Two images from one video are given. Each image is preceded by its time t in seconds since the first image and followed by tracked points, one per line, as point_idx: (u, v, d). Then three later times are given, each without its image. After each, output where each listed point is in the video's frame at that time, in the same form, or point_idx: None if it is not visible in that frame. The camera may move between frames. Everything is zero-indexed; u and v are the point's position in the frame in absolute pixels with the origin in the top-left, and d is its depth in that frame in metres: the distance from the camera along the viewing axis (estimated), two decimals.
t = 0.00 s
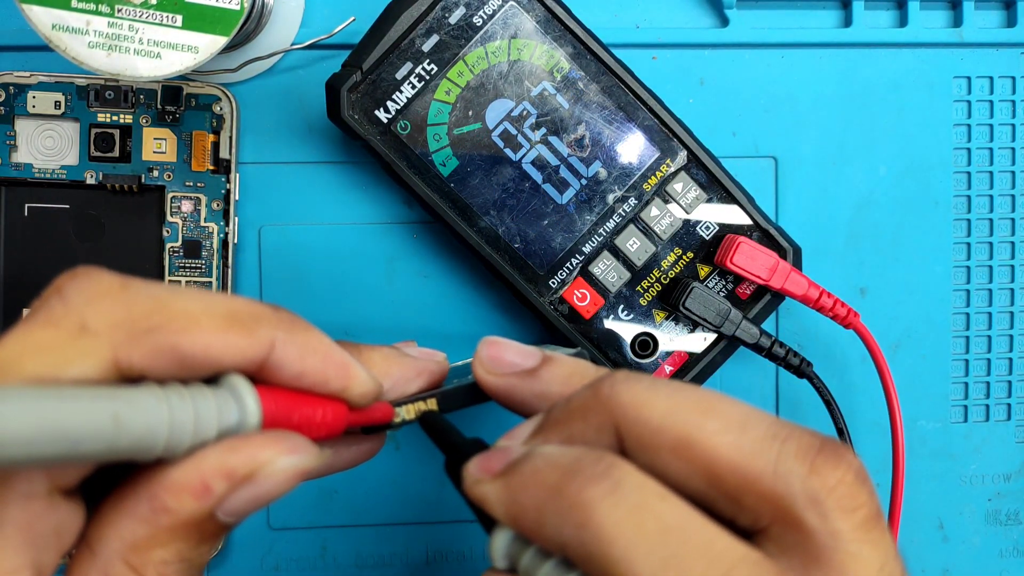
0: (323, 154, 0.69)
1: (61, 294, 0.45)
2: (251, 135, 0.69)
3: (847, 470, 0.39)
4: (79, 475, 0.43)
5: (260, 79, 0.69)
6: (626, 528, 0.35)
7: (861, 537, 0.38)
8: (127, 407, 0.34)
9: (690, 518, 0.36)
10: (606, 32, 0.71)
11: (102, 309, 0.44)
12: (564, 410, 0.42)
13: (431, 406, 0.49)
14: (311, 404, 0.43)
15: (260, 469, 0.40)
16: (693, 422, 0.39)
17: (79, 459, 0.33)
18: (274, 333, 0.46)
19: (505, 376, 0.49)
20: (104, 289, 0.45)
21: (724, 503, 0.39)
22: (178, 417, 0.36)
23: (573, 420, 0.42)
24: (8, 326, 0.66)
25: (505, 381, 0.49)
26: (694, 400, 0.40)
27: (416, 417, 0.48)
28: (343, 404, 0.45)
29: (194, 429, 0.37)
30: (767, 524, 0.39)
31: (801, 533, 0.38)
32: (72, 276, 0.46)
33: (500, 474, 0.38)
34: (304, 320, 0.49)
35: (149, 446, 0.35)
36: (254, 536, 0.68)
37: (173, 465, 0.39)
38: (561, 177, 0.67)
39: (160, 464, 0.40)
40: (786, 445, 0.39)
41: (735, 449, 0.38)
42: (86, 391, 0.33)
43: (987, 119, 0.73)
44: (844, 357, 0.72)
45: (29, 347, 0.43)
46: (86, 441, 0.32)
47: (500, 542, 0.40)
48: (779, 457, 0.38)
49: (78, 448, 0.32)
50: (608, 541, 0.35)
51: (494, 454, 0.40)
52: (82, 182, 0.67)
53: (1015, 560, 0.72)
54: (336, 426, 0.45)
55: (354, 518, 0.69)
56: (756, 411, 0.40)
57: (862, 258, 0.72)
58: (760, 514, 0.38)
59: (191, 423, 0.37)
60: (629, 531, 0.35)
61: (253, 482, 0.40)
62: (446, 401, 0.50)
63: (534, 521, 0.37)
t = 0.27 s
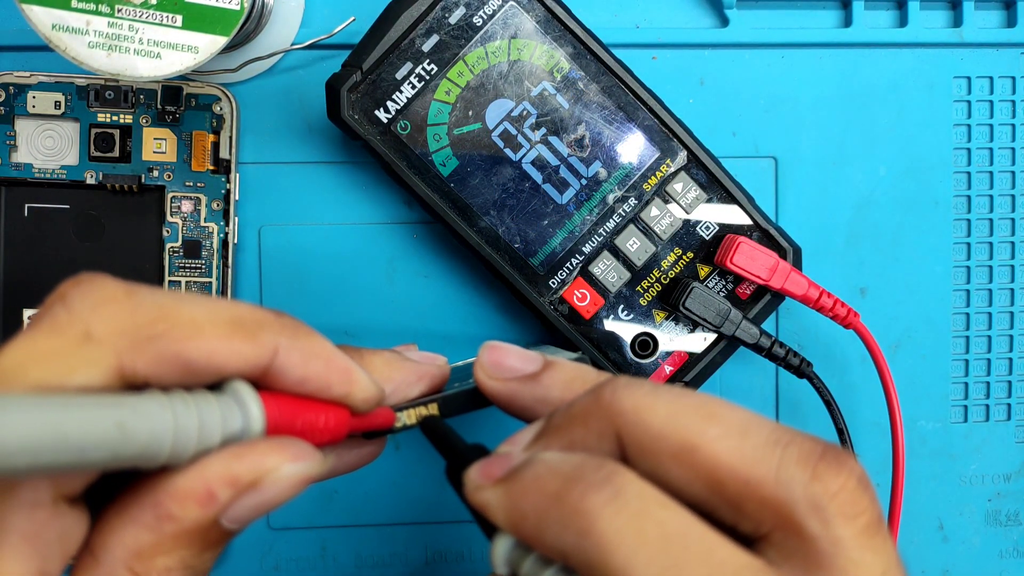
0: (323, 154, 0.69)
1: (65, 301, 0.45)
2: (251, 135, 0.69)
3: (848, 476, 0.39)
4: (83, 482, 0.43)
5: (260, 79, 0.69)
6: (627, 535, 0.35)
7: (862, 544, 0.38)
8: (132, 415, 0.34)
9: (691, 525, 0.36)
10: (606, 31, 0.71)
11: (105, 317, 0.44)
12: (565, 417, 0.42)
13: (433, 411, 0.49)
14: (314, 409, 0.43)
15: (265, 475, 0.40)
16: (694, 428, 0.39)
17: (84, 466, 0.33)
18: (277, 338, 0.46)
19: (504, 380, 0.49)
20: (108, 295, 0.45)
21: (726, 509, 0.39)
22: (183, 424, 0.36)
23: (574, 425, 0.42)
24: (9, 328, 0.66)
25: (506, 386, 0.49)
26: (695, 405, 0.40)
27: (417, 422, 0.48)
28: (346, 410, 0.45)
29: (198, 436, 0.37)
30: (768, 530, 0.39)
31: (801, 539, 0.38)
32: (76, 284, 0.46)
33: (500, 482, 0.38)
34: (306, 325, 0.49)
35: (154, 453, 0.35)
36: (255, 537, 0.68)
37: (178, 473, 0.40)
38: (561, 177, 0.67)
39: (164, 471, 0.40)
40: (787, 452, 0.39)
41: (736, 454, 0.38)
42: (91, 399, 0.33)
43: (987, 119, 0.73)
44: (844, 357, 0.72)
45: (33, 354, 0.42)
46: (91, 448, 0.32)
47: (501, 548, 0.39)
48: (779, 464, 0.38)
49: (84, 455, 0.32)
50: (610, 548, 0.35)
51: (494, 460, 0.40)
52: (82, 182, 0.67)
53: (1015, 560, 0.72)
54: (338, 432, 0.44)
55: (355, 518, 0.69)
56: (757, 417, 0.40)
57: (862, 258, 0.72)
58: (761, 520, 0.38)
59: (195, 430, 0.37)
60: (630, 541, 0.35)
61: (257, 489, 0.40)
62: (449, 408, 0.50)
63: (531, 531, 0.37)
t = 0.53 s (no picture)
0: (323, 154, 0.69)
1: (67, 308, 0.45)
2: (251, 135, 0.69)
3: (849, 481, 0.39)
4: (84, 486, 0.42)
5: (260, 80, 0.69)
6: (627, 540, 0.35)
7: (863, 549, 0.38)
8: (132, 419, 0.34)
9: (693, 531, 0.36)
10: (606, 31, 0.71)
11: (107, 323, 0.44)
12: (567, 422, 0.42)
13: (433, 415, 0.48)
14: (315, 413, 0.43)
15: (265, 480, 0.40)
16: (695, 433, 0.39)
17: (85, 470, 0.33)
18: (278, 343, 0.46)
19: (504, 385, 0.49)
20: (110, 301, 0.45)
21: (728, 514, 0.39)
22: (182, 426, 0.36)
23: (576, 430, 0.42)
24: (9, 328, 0.66)
25: (506, 390, 0.49)
26: (697, 410, 0.40)
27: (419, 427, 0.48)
28: (346, 414, 0.45)
29: (199, 440, 0.37)
30: (770, 536, 0.39)
31: (802, 545, 0.38)
32: (78, 289, 0.46)
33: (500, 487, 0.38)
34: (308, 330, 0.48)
35: (154, 457, 0.35)
36: (255, 537, 0.68)
37: (178, 476, 0.40)
38: (561, 177, 0.67)
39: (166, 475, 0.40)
40: (788, 458, 0.39)
41: (737, 460, 0.38)
42: (91, 404, 0.33)
43: (987, 119, 0.73)
44: (845, 357, 0.72)
45: (35, 360, 0.43)
46: (91, 451, 0.32)
47: (501, 555, 0.39)
48: (780, 469, 0.38)
49: (84, 458, 0.32)
50: (611, 554, 0.35)
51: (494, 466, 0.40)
52: (82, 182, 0.67)
53: (1015, 560, 0.72)
54: (339, 436, 0.44)
55: (355, 518, 0.69)
56: (757, 423, 0.40)
57: (862, 258, 0.72)
58: (763, 526, 0.38)
59: (195, 432, 0.37)
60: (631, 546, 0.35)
61: (258, 494, 0.40)
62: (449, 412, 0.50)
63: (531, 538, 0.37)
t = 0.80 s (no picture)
0: (323, 154, 0.69)
1: (71, 324, 0.45)
2: (251, 135, 0.69)
3: (855, 484, 0.39)
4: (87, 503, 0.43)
5: (260, 79, 0.69)
6: (637, 551, 0.35)
7: (868, 558, 0.38)
8: (135, 436, 0.34)
9: (699, 543, 0.36)
10: (606, 32, 0.71)
11: (111, 337, 0.44)
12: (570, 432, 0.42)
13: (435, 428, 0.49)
14: (318, 428, 0.43)
15: (268, 495, 0.39)
16: (697, 439, 0.39)
17: (88, 488, 0.33)
18: (281, 356, 0.45)
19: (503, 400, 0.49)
20: (112, 316, 0.45)
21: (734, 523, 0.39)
22: (186, 443, 0.36)
23: (579, 440, 0.41)
24: (10, 333, 0.66)
25: (505, 405, 0.49)
26: (700, 416, 0.40)
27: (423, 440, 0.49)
28: (350, 428, 0.45)
29: (202, 456, 0.37)
30: (776, 538, 0.38)
31: (806, 549, 0.38)
32: (83, 304, 0.46)
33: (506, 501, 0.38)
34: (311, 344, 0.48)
35: (158, 473, 0.35)
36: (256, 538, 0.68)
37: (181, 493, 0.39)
38: (561, 177, 0.67)
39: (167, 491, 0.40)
40: (793, 461, 0.39)
41: (740, 466, 0.38)
42: (94, 421, 0.33)
43: (987, 119, 0.73)
44: (845, 356, 0.72)
45: (40, 375, 0.43)
46: (95, 469, 0.32)
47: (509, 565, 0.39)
48: (786, 473, 0.38)
49: (88, 476, 0.32)
50: (618, 562, 0.35)
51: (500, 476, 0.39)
52: (82, 182, 0.67)
53: (1015, 560, 0.72)
54: (342, 449, 0.44)
55: (355, 518, 0.69)
56: (761, 427, 0.40)
57: (862, 258, 0.72)
58: (769, 529, 0.38)
59: (199, 449, 0.37)
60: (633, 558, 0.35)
61: (260, 511, 0.40)
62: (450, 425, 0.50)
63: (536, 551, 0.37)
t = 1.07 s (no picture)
0: (323, 154, 0.69)
1: (66, 310, 0.45)
2: (251, 135, 0.69)
3: (857, 460, 0.39)
4: (81, 488, 0.43)
5: (260, 79, 0.69)
6: (633, 544, 0.35)
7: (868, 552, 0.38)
8: (127, 422, 0.34)
9: (705, 522, 0.35)
10: (606, 32, 0.71)
11: (105, 325, 0.44)
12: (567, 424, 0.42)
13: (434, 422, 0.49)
14: (315, 419, 0.44)
15: (261, 485, 0.39)
16: (703, 422, 0.39)
17: (80, 473, 0.33)
18: (276, 348, 0.46)
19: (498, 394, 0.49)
20: (108, 305, 0.45)
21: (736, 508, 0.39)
22: (179, 431, 0.36)
23: (586, 427, 0.41)
24: (9, 329, 0.66)
25: (502, 400, 0.49)
26: (704, 399, 0.40)
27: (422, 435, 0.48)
28: (347, 420, 0.45)
29: (195, 444, 0.37)
30: (783, 516, 0.38)
31: (815, 533, 0.37)
32: (79, 292, 0.46)
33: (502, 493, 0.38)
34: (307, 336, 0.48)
35: (150, 460, 0.35)
36: (255, 537, 0.68)
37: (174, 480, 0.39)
38: (561, 177, 0.67)
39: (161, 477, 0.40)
40: (798, 439, 0.39)
41: (747, 445, 0.38)
42: (88, 406, 0.33)
43: (987, 119, 0.73)
44: (845, 357, 0.72)
45: (33, 360, 0.42)
46: (87, 453, 0.32)
47: (522, 552, 0.39)
48: (790, 452, 0.38)
49: (79, 460, 0.32)
50: (636, 541, 0.35)
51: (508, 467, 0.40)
52: (82, 182, 0.67)
53: (1015, 560, 0.72)
54: (341, 442, 0.45)
55: (355, 518, 0.69)
56: (764, 409, 0.41)
57: (862, 258, 0.72)
58: (776, 506, 0.38)
59: (192, 436, 0.37)
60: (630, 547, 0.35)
61: (253, 498, 0.40)
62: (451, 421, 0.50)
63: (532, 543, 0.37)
